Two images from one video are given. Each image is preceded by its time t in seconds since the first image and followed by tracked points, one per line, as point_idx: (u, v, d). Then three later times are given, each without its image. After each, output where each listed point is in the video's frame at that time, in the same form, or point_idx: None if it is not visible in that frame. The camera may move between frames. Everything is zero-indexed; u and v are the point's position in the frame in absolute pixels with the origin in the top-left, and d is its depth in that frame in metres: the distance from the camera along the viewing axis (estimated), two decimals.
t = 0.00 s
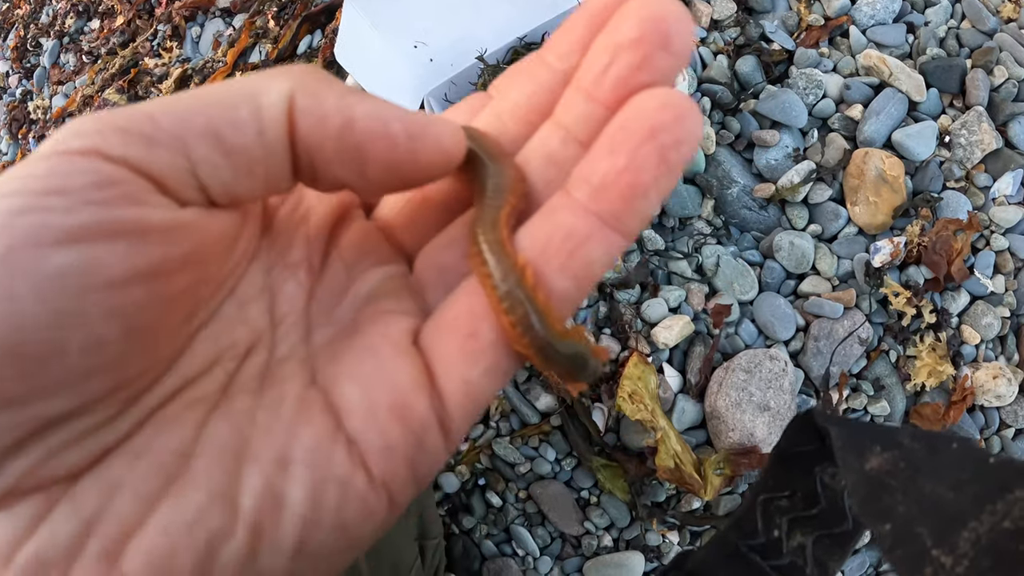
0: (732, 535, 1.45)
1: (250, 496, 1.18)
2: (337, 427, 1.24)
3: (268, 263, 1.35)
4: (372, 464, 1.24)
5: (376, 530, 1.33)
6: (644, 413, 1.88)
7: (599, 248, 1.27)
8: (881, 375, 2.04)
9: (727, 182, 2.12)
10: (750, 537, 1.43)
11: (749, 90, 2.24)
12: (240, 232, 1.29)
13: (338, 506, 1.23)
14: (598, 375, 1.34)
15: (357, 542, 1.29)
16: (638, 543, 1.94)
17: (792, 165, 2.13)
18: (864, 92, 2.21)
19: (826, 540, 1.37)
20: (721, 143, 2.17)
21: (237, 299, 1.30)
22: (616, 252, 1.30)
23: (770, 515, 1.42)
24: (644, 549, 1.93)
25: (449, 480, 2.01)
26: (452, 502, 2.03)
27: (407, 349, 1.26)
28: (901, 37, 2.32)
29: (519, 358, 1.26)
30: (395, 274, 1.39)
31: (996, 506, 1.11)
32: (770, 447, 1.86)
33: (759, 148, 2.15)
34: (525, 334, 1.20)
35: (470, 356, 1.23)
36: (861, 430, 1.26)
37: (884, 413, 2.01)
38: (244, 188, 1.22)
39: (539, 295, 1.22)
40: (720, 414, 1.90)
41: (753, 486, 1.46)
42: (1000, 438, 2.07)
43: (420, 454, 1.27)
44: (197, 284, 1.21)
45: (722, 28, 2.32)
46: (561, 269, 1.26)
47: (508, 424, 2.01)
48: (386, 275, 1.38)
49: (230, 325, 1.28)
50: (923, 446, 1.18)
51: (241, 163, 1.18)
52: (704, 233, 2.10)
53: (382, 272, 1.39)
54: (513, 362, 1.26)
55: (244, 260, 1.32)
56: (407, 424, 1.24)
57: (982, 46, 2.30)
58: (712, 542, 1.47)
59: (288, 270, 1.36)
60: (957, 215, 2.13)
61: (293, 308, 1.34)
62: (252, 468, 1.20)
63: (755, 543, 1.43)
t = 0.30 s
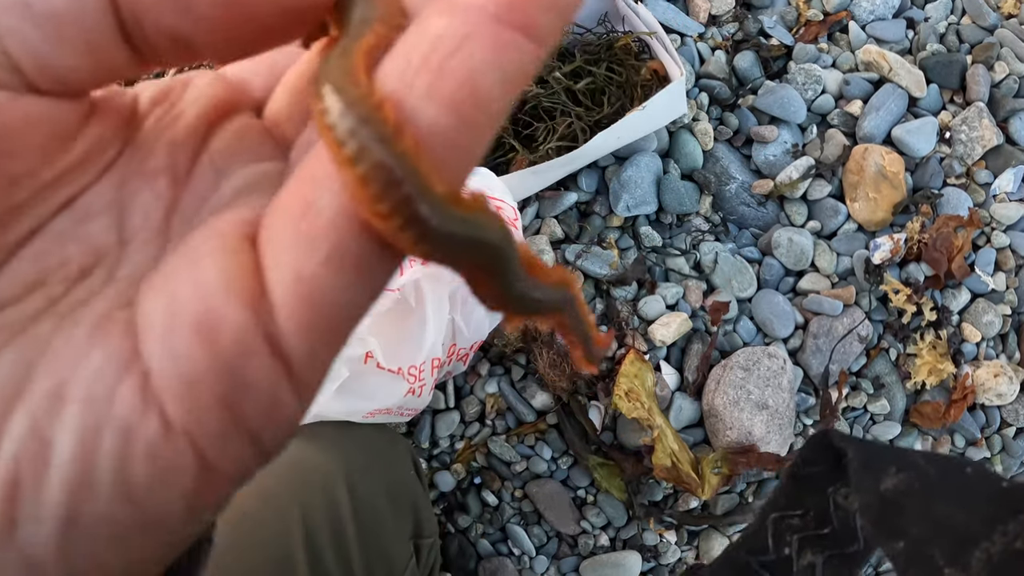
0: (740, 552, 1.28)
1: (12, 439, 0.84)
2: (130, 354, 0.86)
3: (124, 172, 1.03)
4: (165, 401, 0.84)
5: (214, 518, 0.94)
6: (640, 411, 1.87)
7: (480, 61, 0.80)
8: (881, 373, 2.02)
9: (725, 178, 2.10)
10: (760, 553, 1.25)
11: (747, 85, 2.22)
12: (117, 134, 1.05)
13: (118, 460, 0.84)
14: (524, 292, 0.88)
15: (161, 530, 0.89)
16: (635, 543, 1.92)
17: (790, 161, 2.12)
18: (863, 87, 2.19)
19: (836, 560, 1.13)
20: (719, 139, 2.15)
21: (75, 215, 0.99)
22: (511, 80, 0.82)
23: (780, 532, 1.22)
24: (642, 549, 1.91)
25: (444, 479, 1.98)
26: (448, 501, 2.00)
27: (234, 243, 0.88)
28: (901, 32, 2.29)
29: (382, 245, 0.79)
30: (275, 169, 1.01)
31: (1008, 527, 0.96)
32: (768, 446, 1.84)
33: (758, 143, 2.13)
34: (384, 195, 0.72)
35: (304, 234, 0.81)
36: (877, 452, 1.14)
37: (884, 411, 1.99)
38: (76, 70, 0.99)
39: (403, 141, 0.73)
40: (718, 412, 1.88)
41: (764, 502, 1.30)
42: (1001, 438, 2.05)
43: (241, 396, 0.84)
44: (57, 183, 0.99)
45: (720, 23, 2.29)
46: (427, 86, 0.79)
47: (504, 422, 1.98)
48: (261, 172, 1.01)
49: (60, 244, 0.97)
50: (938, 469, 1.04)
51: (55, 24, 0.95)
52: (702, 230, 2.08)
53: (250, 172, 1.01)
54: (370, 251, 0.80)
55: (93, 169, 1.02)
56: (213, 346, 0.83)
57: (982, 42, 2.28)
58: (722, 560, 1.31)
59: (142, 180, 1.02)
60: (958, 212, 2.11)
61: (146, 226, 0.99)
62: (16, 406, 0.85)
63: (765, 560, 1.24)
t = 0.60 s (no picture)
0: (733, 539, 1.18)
1: None
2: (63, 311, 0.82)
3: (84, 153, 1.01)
4: (83, 352, 0.80)
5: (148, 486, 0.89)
6: (642, 410, 1.86)
7: None
8: (882, 372, 2.02)
9: (726, 177, 2.10)
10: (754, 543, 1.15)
11: (749, 84, 2.22)
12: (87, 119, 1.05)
13: (37, 416, 0.80)
14: (453, 242, 0.90)
15: (85, 495, 0.83)
16: (636, 542, 1.92)
17: (792, 160, 2.11)
18: (865, 86, 2.19)
19: (831, 547, 1.10)
20: (721, 138, 2.15)
21: (34, 191, 0.97)
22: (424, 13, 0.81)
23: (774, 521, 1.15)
24: (642, 548, 1.91)
25: (445, 478, 1.98)
26: (449, 500, 2.00)
27: (162, 195, 0.86)
28: (902, 31, 2.28)
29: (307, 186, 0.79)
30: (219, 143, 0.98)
31: (1000, 515, 0.96)
32: (770, 445, 1.83)
33: (759, 142, 2.13)
34: (311, 142, 0.72)
35: (220, 175, 0.80)
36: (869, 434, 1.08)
37: (885, 410, 1.99)
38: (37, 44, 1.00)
39: (325, 86, 0.73)
40: (719, 411, 1.88)
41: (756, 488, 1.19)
42: (1003, 437, 2.05)
43: (158, 346, 0.81)
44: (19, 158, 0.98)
45: (721, 22, 2.29)
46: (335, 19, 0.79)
47: (505, 421, 1.98)
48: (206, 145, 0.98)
49: (18, 218, 0.94)
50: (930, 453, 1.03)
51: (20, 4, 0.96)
52: (703, 229, 2.08)
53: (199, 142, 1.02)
54: (288, 189, 0.79)
55: (54, 148, 1.00)
56: (130, 295, 0.80)
57: (984, 41, 2.27)
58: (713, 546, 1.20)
59: (104, 159, 1.00)
60: (959, 211, 2.10)
61: (103, 201, 0.96)
62: None
63: (758, 550, 1.15)
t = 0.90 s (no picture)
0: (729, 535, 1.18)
1: None
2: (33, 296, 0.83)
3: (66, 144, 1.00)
4: (49, 338, 0.80)
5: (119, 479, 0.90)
6: (642, 410, 1.86)
7: None
8: (882, 372, 2.02)
9: (726, 177, 2.10)
10: (749, 536, 1.15)
11: (749, 84, 2.21)
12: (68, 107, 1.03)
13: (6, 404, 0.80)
14: (434, 232, 0.87)
15: (56, 485, 0.84)
16: (636, 541, 1.92)
17: (792, 161, 2.11)
18: (866, 86, 2.19)
19: (826, 541, 1.07)
20: (721, 138, 2.15)
21: (16, 179, 0.97)
22: None
23: (769, 515, 1.13)
24: (642, 548, 1.91)
25: (445, 478, 1.98)
26: (449, 500, 2.01)
27: (130, 179, 0.84)
28: (902, 31, 2.28)
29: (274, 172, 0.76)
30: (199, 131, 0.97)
31: (994, 505, 0.90)
32: (769, 444, 1.84)
33: (759, 142, 2.13)
34: (279, 126, 0.68)
35: (183, 157, 0.78)
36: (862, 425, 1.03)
37: (885, 411, 1.99)
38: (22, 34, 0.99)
39: (290, 66, 0.69)
40: (719, 411, 1.88)
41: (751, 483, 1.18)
42: (1003, 438, 2.05)
43: (124, 333, 0.80)
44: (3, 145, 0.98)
45: (722, 22, 2.29)
46: None
47: (505, 421, 1.98)
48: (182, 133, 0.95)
49: None
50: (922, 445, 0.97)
51: None
52: (704, 229, 2.08)
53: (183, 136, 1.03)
54: (249, 172, 0.77)
55: (37, 136, 1.00)
56: (95, 282, 0.80)
57: (984, 41, 2.27)
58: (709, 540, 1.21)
59: (84, 147, 1.00)
60: (959, 211, 2.11)
61: (84, 187, 0.96)
62: None
63: (753, 544, 1.14)
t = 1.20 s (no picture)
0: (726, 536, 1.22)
1: None
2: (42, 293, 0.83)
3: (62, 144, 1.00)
4: (56, 331, 0.80)
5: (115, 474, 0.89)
6: (640, 410, 1.86)
7: None
8: (881, 372, 2.01)
9: (725, 177, 2.09)
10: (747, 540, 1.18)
11: (749, 83, 2.21)
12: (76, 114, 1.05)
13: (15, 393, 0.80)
14: (425, 241, 0.86)
15: (58, 469, 0.84)
16: (634, 542, 1.91)
17: (791, 160, 2.11)
18: (865, 85, 2.18)
19: (823, 543, 1.07)
20: (720, 137, 2.14)
21: (21, 187, 0.97)
22: None
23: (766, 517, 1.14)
24: (641, 548, 1.90)
25: (443, 477, 1.98)
26: (447, 500, 2.00)
27: (130, 182, 0.83)
28: (902, 30, 2.27)
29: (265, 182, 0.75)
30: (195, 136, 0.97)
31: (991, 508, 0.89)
32: (768, 445, 1.83)
33: (759, 141, 2.12)
34: (265, 140, 0.68)
35: (178, 159, 0.77)
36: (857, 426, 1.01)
37: (885, 411, 1.98)
38: (28, 48, 1.02)
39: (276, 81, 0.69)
40: (718, 411, 1.88)
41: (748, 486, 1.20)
42: (1003, 438, 2.04)
43: (125, 330, 0.80)
44: (11, 152, 0.99)
45: (721, 21, 2.29)
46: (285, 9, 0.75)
47: (504, 421, 1.97)
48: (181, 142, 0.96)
49: (4, 212, 0.94)
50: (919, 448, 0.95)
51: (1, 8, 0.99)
52: (702, 228, 2.07)
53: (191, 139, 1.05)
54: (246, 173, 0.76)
55: (42, 145, 1.00)
56: (98, 280, 0.79)
57: (984, 40, 2.26)
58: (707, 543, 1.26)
59: (86, 156, 1.00)
60: (959, 211, 2.10)
61: (86, 194, 0.96)
62: None
63: (750, 547, 1.17)
